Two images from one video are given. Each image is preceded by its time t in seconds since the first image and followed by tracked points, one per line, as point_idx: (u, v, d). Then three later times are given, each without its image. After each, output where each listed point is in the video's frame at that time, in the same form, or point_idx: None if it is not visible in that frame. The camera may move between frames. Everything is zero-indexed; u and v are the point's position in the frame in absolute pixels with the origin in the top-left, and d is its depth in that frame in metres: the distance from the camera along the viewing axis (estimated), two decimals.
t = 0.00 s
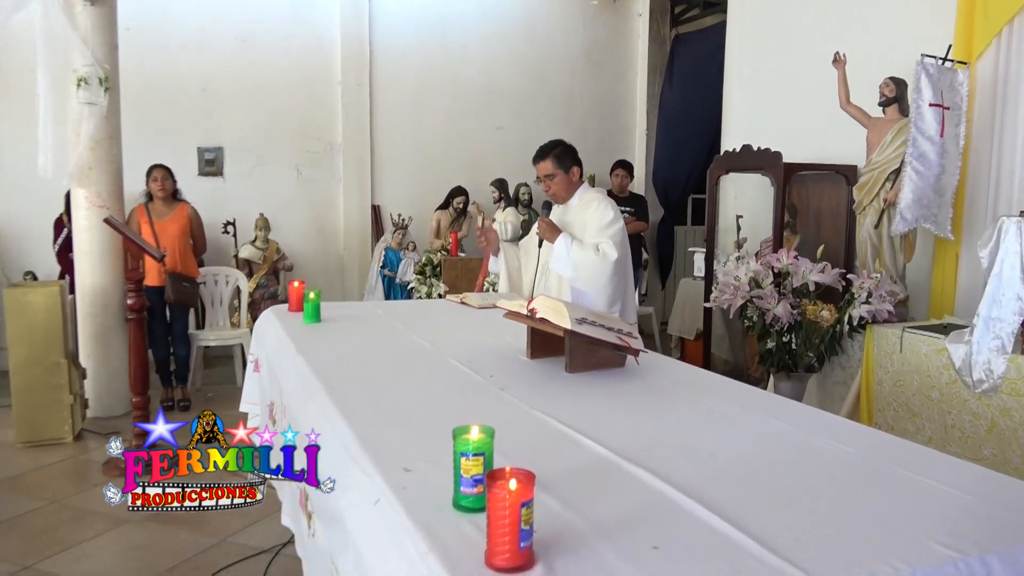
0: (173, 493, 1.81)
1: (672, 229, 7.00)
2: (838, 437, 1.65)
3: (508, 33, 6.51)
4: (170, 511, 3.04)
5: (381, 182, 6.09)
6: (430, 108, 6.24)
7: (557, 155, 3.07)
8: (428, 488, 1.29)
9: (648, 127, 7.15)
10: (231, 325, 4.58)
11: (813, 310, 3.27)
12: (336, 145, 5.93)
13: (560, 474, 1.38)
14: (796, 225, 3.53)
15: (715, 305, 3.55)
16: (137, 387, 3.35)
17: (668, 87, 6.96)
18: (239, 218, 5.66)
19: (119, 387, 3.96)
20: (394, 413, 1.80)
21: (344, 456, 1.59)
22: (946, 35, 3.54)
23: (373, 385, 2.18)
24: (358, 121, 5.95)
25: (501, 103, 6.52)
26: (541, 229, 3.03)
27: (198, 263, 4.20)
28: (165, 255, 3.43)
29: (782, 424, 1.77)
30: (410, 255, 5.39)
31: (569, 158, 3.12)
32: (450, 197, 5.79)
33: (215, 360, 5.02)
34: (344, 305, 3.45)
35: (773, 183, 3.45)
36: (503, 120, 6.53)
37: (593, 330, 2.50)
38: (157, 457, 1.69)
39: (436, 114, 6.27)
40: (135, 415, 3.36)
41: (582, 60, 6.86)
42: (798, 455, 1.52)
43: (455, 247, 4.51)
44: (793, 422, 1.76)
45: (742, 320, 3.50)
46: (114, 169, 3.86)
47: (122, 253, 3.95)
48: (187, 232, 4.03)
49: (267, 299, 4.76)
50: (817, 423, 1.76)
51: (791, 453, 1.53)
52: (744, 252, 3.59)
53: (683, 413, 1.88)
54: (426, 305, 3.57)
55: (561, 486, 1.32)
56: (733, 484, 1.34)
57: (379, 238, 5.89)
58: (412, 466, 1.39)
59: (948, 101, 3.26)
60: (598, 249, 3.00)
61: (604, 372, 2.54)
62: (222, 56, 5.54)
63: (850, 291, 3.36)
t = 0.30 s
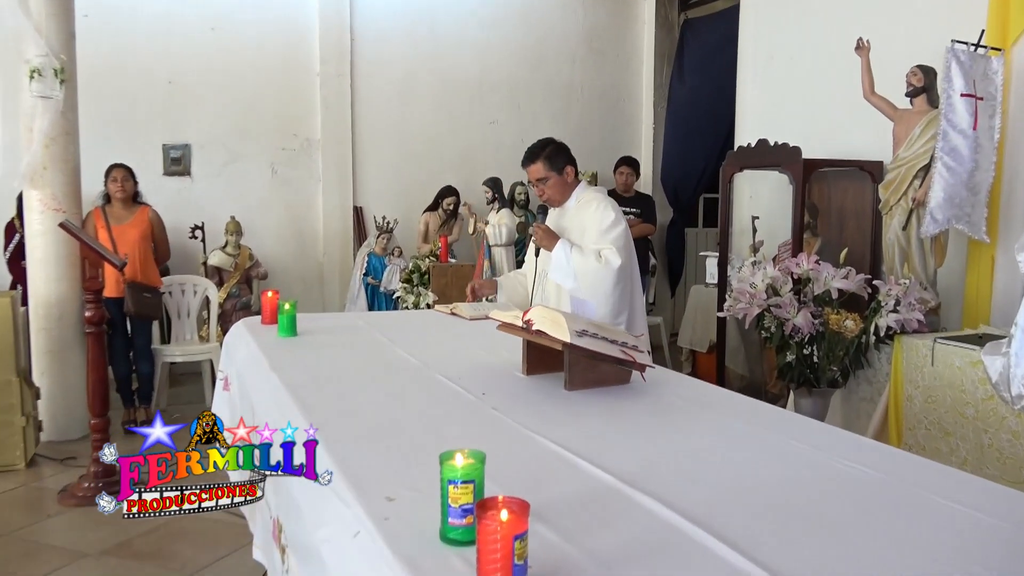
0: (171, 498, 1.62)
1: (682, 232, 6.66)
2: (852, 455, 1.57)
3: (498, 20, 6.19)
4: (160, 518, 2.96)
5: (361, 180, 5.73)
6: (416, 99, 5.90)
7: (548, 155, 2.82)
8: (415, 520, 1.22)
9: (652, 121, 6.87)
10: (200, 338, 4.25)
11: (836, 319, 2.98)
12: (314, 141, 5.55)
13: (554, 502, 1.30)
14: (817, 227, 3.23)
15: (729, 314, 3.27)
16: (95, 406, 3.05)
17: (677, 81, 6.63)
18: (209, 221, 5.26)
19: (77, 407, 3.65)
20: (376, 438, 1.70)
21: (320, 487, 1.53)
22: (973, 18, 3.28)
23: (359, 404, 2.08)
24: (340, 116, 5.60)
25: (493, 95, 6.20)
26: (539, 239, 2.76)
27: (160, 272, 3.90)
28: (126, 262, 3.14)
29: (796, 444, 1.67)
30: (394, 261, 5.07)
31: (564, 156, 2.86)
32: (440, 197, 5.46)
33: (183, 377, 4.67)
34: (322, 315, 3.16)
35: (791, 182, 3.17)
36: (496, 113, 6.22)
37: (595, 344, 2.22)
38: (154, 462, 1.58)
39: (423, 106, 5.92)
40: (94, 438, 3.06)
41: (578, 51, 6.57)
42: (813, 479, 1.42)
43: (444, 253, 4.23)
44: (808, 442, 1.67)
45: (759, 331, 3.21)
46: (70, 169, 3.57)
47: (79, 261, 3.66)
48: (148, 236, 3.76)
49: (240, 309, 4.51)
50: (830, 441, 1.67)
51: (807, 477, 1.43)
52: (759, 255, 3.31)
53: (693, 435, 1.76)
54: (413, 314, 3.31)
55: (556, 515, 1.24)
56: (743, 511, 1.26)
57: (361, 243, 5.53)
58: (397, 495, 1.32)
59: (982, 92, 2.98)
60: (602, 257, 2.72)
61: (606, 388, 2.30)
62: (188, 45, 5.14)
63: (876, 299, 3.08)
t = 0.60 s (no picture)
0: (176, 501, 1.39)
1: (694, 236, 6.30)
2: (879, 485, 1.43)
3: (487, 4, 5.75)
4: (111, 555, 2.66)
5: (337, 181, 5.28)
6: (397, 90, 5.44)
7: (540, 153, 2.53)
8: (394, 556, 1.11)
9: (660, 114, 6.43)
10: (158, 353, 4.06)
11: (863, 334, 2.69)
12: (286, 138, 5.13)
13: (551, 541, 1.17)
14: (841, 231, 2.94)
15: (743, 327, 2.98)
16: (41, 431, 2.74)
17: (687, 69, 6.21)
18: (168, 225, 4.85)
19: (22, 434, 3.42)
20: (348, 465, 1.51)
21: (280, 515, 1.40)
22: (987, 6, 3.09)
23: (328, 427, 1.84)
24: (314, 108, 5.17)
25: (485, 86, 5.75)
26: (532, 247, 2.51)
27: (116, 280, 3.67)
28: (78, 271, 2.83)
29: (808, 470, 1.53)
30: (375, 269, 4.76)
31: (558, 154, 2.57)
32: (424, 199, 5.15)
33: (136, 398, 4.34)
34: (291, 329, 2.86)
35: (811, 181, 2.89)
36: (488, 106, 5.76)
37: (594, 362, 1.93)
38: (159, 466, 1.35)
39: (404, 100, 5.46)
40: (38, 468, 2.74)
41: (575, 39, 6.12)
42: (843, 515, 1.27)
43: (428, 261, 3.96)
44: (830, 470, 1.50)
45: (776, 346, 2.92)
46: (16, 165, 3.32)
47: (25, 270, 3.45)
48: (103, 241, 3.54)
49: (202, 322, 4.27)
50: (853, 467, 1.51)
51: (834, 512, 1.28)
52: (777, 263, 3.03)
53: (708, 463, 1.57)
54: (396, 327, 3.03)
55: (553, 553, 1.13)
56: (765, 555, 1.13)
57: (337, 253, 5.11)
58: (372, 530, 1.20)
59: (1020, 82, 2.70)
60: (601, 265, 2.43)
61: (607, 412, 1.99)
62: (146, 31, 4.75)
63: (906, 310, 2.80)
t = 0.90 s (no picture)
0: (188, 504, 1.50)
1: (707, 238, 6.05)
2: (919, 514, 1.27)
3: None
4: None
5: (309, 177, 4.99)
6: (375, 79, 5.15)
7: (534, 146, 2.24)
8: None
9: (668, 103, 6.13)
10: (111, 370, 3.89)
11: (893, 346, 2.42)
12: (252, 127, 4.84)
13: None
14: (868, 231, 2.68)
15: (760, 339, 2.70)
16: None
17: (700, 49, 5.88)
18: (121, 225, 4.56)
19: None
20: (309, 497, 1.32)
21: (241, 553, 1.26)
22: None
23: (290, 449, 1.59)
24: (284, 96, 4.88)
25: (471, 73, 5.44)
26: (525, 249, 2.23)
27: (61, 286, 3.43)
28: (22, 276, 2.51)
29: (830, 493, 1.36)
30: (349, 275, 4.49)
31: (554, 147, 2.28)
32: (406, 198, 4.87)
33: (86, 419, 4.06)
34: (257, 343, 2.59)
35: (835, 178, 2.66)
36: (478, 94, 5.47)
37: (594, 377, 1.66)
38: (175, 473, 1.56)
39: (383, 87, 5.17)
40: None
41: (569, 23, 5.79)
42: (887, 558, 1.09)
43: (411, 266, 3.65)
44: (863, 500, 1.31)
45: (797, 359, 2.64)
46: None
47: None
48: (48, 244, 3.31)
49: (158, 334, 3.99)
50: (888, 498, 1.32)
51: (876, 554, 1.11)
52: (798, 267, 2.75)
53: (722, 494, 1.36)
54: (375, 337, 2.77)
55: None
56: None
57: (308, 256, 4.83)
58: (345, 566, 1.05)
59: None
60: (603, 271, 2.16)
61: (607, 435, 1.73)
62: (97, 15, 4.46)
63: (941, 320, 2.53)
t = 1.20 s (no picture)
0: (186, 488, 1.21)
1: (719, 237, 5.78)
2: (968, 532, 1.07)
3: None
4: None
5: (281, 171, 4.75)
6: (352, 65, 4.90)
7: (528, 136, 2.01)
8: None
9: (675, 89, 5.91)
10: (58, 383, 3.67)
11: (922, 357, 2.19)
12: (217, 116, 4.61)
13: None
14: (895, 230, 2.46)
15: (777, 349, 2.47)
16: None
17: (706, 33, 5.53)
18: (73, 224, 4.32)
19: None
20: (245, 525, 1.11)
21: None
22: None
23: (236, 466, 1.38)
24: (251, 81, 4.62)
25: (457, 60, 5.20)
26: (519, 251, 1.99)
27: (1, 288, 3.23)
28: None
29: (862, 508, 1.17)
30: (325, 280, 4.24)
31: (550, 138, 2.05)
32: (387, 193, 4.61)
33: (32, 437, 4.02)
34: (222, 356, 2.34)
35: (859, 171, 2.44)
36: (466, 79, 5.23)
37: (592, 392, 1.42)
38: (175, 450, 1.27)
39: (362, 74, 4.93)
40: None
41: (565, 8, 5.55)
42: None
43: (392, 268, 3.42)
44: (910, 531, 1.08)
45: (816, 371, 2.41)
46: None
47: None
48: None
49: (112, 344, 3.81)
50: (938, 528, 1.09)
51: None
52: (817, 271, 2.51)
53: (743, 519, 1.13)
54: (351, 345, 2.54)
55: None
56: None
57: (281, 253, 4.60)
58: None
59: None
60: (605, 274, 1.92)
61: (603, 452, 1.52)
62: None
63: (975, 327, 2.29)
